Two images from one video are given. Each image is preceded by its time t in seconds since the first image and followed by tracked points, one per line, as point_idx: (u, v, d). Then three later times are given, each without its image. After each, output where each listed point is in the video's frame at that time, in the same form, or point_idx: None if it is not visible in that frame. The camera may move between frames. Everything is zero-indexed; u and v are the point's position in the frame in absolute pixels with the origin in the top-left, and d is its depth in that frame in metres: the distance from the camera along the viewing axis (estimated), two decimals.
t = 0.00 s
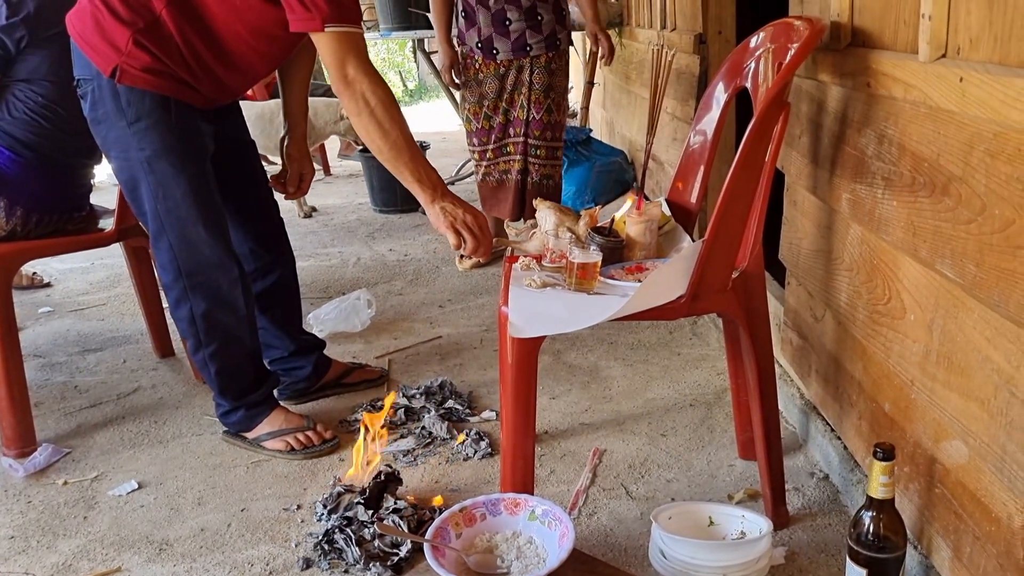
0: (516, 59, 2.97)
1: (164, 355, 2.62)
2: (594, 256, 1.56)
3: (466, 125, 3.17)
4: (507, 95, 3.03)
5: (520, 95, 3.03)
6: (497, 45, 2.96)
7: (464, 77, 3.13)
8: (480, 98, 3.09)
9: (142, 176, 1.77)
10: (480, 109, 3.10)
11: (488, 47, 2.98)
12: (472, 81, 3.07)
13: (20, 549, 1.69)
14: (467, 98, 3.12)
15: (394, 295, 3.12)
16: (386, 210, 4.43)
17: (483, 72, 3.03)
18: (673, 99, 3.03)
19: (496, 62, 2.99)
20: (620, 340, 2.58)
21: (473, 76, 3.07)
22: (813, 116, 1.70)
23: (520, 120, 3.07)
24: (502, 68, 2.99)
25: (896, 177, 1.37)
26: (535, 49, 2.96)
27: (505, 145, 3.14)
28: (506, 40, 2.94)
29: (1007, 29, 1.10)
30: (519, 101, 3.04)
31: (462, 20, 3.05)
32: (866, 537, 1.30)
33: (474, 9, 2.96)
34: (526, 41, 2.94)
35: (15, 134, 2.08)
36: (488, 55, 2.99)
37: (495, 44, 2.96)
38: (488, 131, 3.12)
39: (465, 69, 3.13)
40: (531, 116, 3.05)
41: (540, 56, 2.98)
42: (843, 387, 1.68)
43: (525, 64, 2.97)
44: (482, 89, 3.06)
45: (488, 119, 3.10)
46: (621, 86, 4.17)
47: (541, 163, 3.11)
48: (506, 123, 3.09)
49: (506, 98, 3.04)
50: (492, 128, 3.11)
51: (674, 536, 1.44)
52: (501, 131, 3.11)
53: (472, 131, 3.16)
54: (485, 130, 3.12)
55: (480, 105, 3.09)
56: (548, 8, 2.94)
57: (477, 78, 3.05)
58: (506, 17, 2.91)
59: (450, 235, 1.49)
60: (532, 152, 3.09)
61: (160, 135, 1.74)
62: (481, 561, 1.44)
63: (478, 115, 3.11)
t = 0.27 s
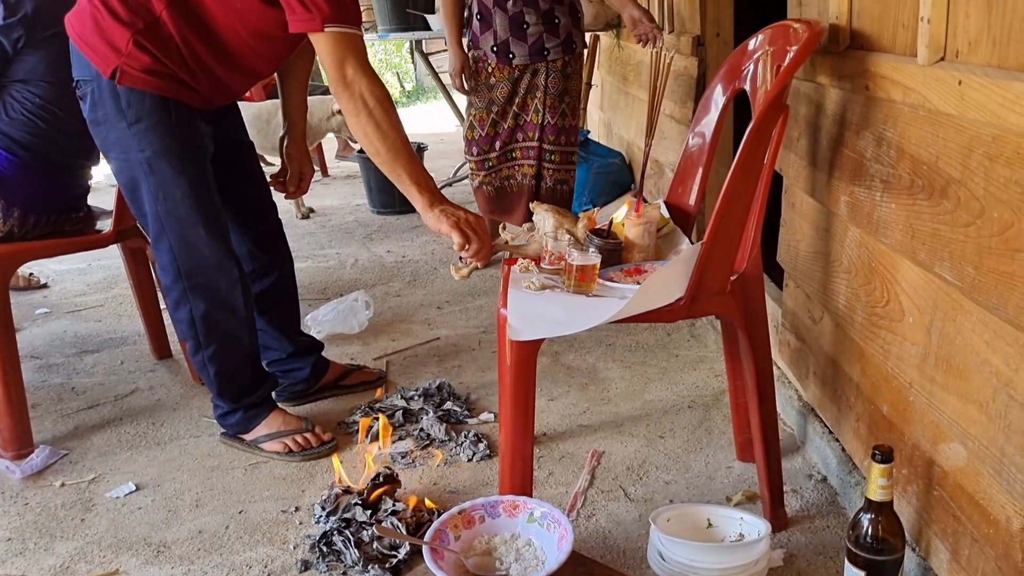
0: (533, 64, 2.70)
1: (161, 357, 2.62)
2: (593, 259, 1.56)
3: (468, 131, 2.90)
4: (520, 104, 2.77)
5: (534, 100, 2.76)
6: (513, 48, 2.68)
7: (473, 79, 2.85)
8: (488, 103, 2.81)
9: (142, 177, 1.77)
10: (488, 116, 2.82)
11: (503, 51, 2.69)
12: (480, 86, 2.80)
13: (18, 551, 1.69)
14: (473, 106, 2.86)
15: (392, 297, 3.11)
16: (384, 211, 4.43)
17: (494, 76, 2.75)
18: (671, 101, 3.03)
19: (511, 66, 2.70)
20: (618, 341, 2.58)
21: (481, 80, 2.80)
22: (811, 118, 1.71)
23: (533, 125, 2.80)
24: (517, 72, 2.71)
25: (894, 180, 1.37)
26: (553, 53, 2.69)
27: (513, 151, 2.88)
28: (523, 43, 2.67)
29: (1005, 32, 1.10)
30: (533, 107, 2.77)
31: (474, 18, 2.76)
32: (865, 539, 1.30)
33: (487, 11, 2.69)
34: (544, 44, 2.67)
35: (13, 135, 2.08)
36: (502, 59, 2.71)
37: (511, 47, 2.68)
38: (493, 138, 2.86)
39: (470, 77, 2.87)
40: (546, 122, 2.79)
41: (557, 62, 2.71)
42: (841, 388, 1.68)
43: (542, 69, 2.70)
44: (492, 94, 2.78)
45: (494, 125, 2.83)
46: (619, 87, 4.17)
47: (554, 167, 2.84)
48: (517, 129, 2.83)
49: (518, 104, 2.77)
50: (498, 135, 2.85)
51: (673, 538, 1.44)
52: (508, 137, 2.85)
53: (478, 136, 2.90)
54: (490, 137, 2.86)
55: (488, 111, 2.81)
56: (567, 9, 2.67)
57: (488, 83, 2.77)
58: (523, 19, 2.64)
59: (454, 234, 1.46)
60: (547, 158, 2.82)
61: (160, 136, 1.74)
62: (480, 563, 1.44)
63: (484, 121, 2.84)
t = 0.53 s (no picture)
0: (538, 64, 2.66)
1: (155, 356, 2.61)
2: (587, 259, 1.56)
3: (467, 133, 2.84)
4: (524, 105, 2.72)
5: (539, 100, 2.72)
6: (519, 47, 2.63)
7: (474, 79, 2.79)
8: (490, 103, 2.75)
9: (141, 175, 1.77)
10: (489, 116, 2.76)
11: (508, 50, 2.64)
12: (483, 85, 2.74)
13: (10, 551, 1.68)
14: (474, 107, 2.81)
15: (387, 296, 3.11)
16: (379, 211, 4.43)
17: (498, 76, 2.69)
18: (665, 102, 3.03)
19: (516, 65, 2.65)
20: (612, 342, 2.58)
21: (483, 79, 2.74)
22: (806, 120, 1.71)
23: (537, 126, 2.76)
24: (521, 72, 2.66)
25: (888, 181, 1.37)
26: (558, 54, 2.66)
27: (513, 158, 2.81)
28: (528, 43, 2.62)
29: (999, 34, 1.11)
30: (538, 108, 2.73)
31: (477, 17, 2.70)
32: (858, 539, 1.31)
33: (493, 9, 2.63)
34: (550, 45, 2.63)
35: (7, 133, 2.07)
36: (507, 58, 2.65)
37: (517, 46, 2.63)
38: (492, 141, 2.80)
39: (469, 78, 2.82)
40: (552, 124, 2.76)
41: (562, 62, 2.69)
42: (835, 389, 1.69)
43: (547, 69, 2.66)
44: (495, 94, 2.72)
45: (495, 127, 2.76)
46: (614, 88, 4.17)
47: (549, 169, 2.79)
48: (519, 133, 2.76)
49: (522, 105, 2.72)
50: (498, 138, 2.78)
51: (667, 538, 1.44)
52: (510, 141, 2.78)
53: (476, 137, 2.83)
54: (490, 140, 2.79)
55: (489, 111, 2.75)
56: (572, 10, 2.63)
57: (490, 82, 2.71)
58: (530, 18, 2.60)
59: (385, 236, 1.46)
60: (556, 161, 2.78)
61: (158, 135, 1.73)
62: (474, 563, 1.43)
63: (484, 121, 2.78)
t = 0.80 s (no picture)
0: (538, 62, 2.61)
1: (150, 357, 2.61)
2: (582, 259, 1.55)
3: (465, 132, 2.80)
4: (523, 104, 2.65)
5: (539, 100, 2.66)
6: (520, 45, 2.58)
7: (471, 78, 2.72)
8: (488, 101, 2.68)
9: (132, 176, 1.76)
10: (486, 116, 2.70)
11: (509, 48, 2.58)
12: (481, 83, 2.67)
13: (3, 551, 1.68)
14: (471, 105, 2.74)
15: (382, 296, 3.11)
16: (374, 211, 4.42)
17: (497, 74, 2.63)
18: (661, 102, 3.03)
19: (516, 64, 2.59)
20: (608, 342, 2.58)
21: (482, 77, 2.67)
22: (800, 120, 1.71)
23: (535, 126, 2.70)
24: (521, 71, 2.60)
25: (883, 181, 1.37)
26: (559, 53, 2.62)
27: (509, 158, 2.75)
28: (529, 41, 2.57)
29: (993, 34, 1.11)
30: (537, 108, 2.67)
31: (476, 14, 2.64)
32: (853, 539, 1.31)
33: (494, 7, 2.57)
34: (550, 44, 2.60)
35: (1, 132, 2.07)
36: (507, 56, 2.59)
37: (518, 44, 2.57)
38: (489, 140, 2.74)
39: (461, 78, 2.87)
40: (551, 124, 2.70)
41: (561, 62, 2.65)
42: (830, 389, 1.69)
43: (547, 69, 2.62)
44: (494, 92, 2.65)
45: (492, 126, 2.71)
46: (609, 88, 4.17)
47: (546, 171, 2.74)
48: (517, 132, 2.70)
49: (520, 104, 2.65)
50: (495, 137, 2.73)
51: (662, 538, 1.44)
52: (506, 140, 2.72)
53: (473, 136, 2.78)
54: (486, 139, 2.74)
55: (487, 110, 2.69)
56: (572, 10, 2.61)
57: (489, 81, 2.64)
58: (532, 16, 2.55)
59: (399, 225, 1.51)
60: (557, 163, 2.74)
61: (149, 135, 1.73)
62: (469, 563, 1.43)
63: (482, 121, 2.72)
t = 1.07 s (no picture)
0: (534, 62, 2.60)
1: (147, 356, 2.60)
2: (580, 258, 1.55)
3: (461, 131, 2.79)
4: (519, 103, 2.66)
5: (534, 99, 2.67)
6: (515, 44, 2.56)
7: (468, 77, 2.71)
8: (484, 100, 2.68)
9: (129, 176, 1.76)
10: (483, 115, 2.69)
11: (505, 47, 2.57)
12: (477, 82, 2.66)
13: None
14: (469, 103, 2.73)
15: (379, 296, 3.11)
16: (372, 211, 4.42)
17: (492, 73, 2.62)
18: (658, 102, 3.03)
19: (512, 63, 2.58)
20: (605, 341, 2.58)
21: (478, 76, 2.67)
22: (798, 119, 1.71)
23: (531, 126, 2.71)
24: (517, 70, 2.60)
25: (880, 180, 1.38)
26: (555, 53, 2.61)
27: (505, 156, 2.77)
28: (526, 39, 2.56)
29: (990, 33, 1.11)
30: (533, 107, 2.68)
31: (473, 12, 2.62)
32: (850, 538, 1.31)
33: (491, 7, 2.55)
34: (547, 43, 2.58)
35: None
36: (503, 56, 2.58)
37: (513, 43, 2.56)
38: (484, 139, 2.74)
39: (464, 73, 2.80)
40: (547, 124, 2.71)
41: (557, 61, 2.64)
42: (827, 388, 1.69)
43: (543, 68, 2.61)
44: (490, 91, 2.65)
45: (488, 125, 2.71)
46: (607, 88, 4.18)
47: (542, 170, 2.76)
48: (512, 131, 2.72)
49: (516, 104, 2.66)
50: (491, 136, 2.73)
51: (659, 537, 1.44)
52: (502, 139, 2.74)
53: (469, 135, 2.77)
54: (482, 138, 2.74)
55: (483, 109, 2.69)
56: (570, 10, 2.59)
57: (485, 80, 2.64)
58: (528, 15, 2.53)
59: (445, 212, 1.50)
60: (552, 162, 2.76)
61: (145, 135, 1.72)
62: (467, 563, 1.43)
63: (478, 120, 2.71)
